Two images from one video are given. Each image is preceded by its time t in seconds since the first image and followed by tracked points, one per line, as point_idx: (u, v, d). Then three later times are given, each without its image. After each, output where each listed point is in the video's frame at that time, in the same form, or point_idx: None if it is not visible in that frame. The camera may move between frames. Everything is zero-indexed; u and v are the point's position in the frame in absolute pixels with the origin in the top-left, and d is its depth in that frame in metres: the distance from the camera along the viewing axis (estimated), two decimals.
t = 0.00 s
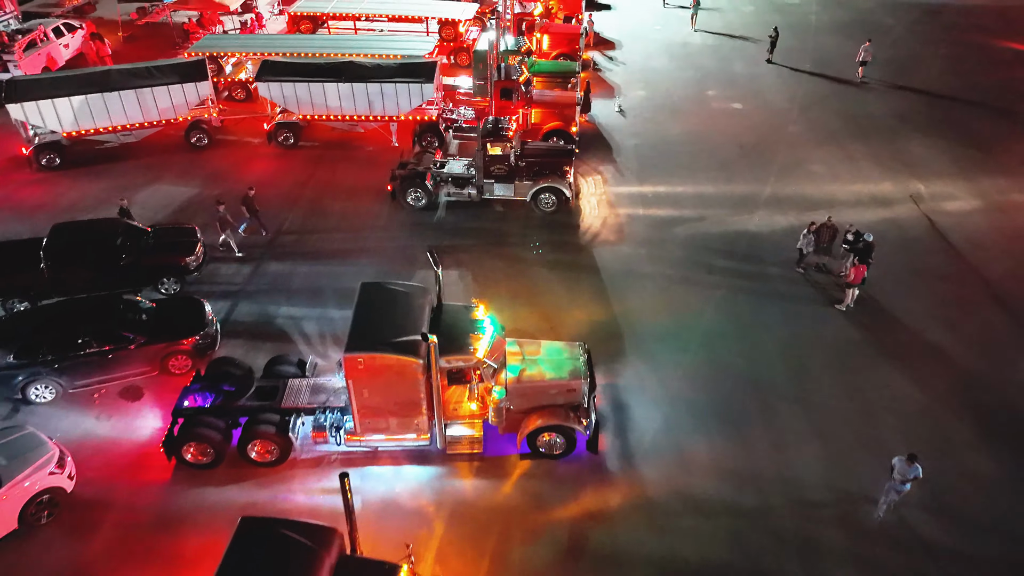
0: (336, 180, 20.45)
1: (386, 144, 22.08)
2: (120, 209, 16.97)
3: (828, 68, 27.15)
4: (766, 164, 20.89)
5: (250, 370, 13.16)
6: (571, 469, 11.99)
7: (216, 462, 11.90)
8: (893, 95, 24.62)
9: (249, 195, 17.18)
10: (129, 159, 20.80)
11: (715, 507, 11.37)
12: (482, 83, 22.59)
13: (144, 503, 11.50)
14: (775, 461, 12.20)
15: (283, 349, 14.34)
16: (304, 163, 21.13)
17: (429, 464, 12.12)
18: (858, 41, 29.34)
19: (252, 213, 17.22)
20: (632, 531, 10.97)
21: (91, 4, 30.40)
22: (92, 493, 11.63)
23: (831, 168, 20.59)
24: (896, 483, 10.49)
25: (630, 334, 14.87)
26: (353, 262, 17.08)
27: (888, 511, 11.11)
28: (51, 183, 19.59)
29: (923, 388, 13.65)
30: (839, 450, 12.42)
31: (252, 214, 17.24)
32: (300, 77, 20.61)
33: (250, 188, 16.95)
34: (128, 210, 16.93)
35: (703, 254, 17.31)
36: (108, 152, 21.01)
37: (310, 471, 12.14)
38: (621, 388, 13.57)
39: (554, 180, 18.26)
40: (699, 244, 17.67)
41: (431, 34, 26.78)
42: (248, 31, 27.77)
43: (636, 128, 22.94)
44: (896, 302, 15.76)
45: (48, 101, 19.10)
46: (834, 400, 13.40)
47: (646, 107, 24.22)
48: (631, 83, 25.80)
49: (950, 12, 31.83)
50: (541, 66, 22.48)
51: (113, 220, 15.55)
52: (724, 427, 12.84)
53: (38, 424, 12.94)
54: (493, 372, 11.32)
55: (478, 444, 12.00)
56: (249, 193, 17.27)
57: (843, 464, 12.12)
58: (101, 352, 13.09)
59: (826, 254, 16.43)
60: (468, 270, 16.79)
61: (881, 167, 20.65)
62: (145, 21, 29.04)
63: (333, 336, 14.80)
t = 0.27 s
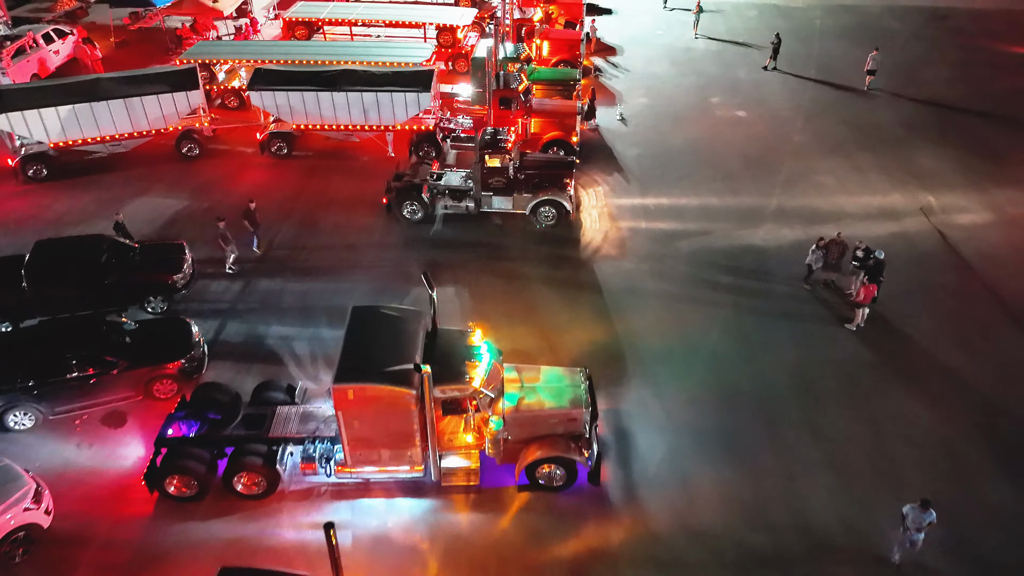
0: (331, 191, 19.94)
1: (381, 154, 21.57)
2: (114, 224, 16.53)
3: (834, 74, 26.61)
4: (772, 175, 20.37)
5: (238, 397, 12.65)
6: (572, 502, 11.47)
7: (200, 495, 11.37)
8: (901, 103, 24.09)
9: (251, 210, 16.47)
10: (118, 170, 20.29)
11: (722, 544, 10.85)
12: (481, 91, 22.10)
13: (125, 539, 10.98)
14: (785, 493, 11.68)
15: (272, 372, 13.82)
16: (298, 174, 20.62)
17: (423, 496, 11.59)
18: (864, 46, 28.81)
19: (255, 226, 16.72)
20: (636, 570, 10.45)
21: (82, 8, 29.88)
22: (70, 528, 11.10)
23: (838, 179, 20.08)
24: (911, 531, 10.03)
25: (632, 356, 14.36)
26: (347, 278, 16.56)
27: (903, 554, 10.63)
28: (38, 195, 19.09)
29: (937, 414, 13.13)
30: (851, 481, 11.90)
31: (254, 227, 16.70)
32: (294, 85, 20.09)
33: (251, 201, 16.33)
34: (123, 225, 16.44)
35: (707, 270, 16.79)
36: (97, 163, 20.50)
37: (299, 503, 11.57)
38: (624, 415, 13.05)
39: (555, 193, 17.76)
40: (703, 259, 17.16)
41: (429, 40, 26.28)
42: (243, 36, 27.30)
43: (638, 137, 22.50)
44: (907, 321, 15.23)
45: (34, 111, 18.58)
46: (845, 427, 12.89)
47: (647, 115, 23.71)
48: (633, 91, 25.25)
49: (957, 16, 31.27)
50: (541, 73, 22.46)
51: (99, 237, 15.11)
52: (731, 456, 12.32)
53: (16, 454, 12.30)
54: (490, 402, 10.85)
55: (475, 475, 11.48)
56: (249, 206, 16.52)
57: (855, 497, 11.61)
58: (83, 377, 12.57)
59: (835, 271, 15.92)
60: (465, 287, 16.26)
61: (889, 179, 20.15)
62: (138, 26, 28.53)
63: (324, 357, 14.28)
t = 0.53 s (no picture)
0: (325, 203, 19.43)
1: (377, 164, 21.05)
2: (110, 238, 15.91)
3: (840, 80, 26.06)
4: (778, 187, 19.84)
5: (224, 425, 12.14)
6: (573, 538, 10.94)
7: (183, 531, 10.82)
8: (908, 111, 23.56)
9: (252, 226, 15.71)
10: (107, 181, 19.75)
11: None
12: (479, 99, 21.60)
13: None
14: (796, 527, 11.12)
15: (261, 398, 13.29)
16: (292, 185, 20.10)
17: (416, 531, 11.08)
18: (870, 52, 28.27)
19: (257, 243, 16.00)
20: None
21: (74, 13, 29.38)
22: (46, 567, 10.57)
23: (846, 191, 19.54)
24: None
25: (635, 378, 13.83)
26: (340, 295, 16.02)
27: None
28: (23, 207, 18.56)
29: (953, 441, 12.58)
30: (865, 514, 11.34)
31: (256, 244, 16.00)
32: (287, 94, 19.53)
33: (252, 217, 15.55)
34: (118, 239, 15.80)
35: (713, 287, 16.26)
36: (85, 174, 19.97)
37: (286, 540, 11.04)
38: (627, 442, 12.51)
39: (555, 207, 17.25)
40: (708, 276, 16.62)
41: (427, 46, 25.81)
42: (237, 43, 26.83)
43: (640, 146, 22.03)
44: (920, 341, 14.69)
45: (19, 121, 18.04)
46: (858, 456, 12.33)
47: (650, 124, 23.20)
48: (635, 98, 24.77)
49: (964, 20, 30.71)
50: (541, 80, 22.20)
51: (83, 254, 14.58)
52: (740, 487, 11.76)
53: None
54: (487, 435, 10.30)
55: (471, 510, 10.95)
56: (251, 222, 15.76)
57: (870, 532, 11.05)
58: (62, 405, 12.03)
59: (845, 289, 15.38)
60: (462, 305, 15.71)
61: (898, 190, 19.63)
62: (130, 31, 28.03)
63: (315, 381, 13.75)
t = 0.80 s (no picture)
0: (319, 216, 18.91)
1: (373, 176, 20.54)
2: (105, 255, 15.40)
3: (846, 87, 25.55)
4: (785, 199, 19.32)
5: (210, 457, 11.63)
6: None
7: (165, 572, 10.28)
8: (917, 120, 23.03)
9: (254, 244, 15.11)
10: (96, 194, 19.24)
11: None
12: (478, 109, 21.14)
13: None
14: (809, 566, 10.58)
15: (250, 425, 12.77)
16: (285, 198, 19.60)
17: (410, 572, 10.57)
18: (877, 58, 27.75)
19: (258, 262, 15.38)
20: None
21: (67, 19, 28.91)
22: None
23: (854, 204, 19.03)
24: None
25: (639, 403, 13.30)
26: (333, 313, 15.48)
27: None
28: (9, 222, 18.06)
29: (971, 471, 12.05)
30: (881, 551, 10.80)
31: (258, 262, 15.39)
32: (280, 105, 19.01)
33: (255, 235, 14.93)
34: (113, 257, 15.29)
35: (718, 305, 15.73)
36: (74, 186, 19.46)
37: None
38: (631, 473, 11.98)
39: (555, 222, 16.75)
40: (714, 293, 16.10)
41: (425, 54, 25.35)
42: (231, 49, 26.36)
43: (643, 156, 21.59)
44: (934, 364, 14.16)
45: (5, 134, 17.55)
46: (872, 488, 11.80)
47: (652, 134, 22.77)
48: (637, 106, 24.42)
49: (972, 26, 30.19)
50: (541, 90, 21.78)
51: (66, 274, 14.19)
52: (749, 522, 11.23)
53: None
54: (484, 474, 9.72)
55: (466, 550, 10.44)
56: (253, 240, 15.19)
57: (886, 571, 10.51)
58: (41, 436, 11.82)
59: (856, 308, 14.87)
60: (460, 324, 15.18)
61: (908, 203, 19.10)
62: (122, 37, 27.51)
63: (306, 407, 13.21)
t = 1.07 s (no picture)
0: (313, 231, 18.42)
1: (369, 188, 20.05)
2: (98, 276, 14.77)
3: (853, 95, 25.03)
4: (791, 214, 18.83)
5: (194, 493, 11.16)
6: None
7: None
8: (925, 130, 22.50)
9: (257, 264, 14.60)
10: (83, 208, 18.74)
11: None
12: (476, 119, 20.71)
13: None
14: None
15: (237, 457, 12.27)
16: (278, 212, 19.10)
17: None
18: (884, 64, 27.22)
19: (260, 282, 14.82)
20: None
21: (60, 25, 28.46)
22: None
23: (863, 219, 18.52)
24: None
25: (643, 432, 12.80)
26: (325, 335, 14.97)
27: None
28: None
29: (991, 505, 11.52)
30: None
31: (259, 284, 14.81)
32: (273, 117, 18.47)
33: (258, 255, 14.38)
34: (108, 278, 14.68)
35: (724, 326, 15.23)
36: (61, 200, 18.97)
37: None
38: (634, 509, 11.46)
39: (556, 239, 16.24)
40: (719, 313, 15.59)
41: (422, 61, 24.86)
42: (226, 57, 25.90)
43: (645, 168, 21.11)
44: (949, 390, 13.64)
45: None
46: (887, 524, 11.27)
47: (655, 144, 22.30)
48: (639, 116, 23.97)
49: (980, 32, 29.64)
50: (541, 99, 21.49)
51: (48, 295, 13.84)
52: (758, 562, 10.71)
53: None
54: (482, 517, 9.23)
55: None
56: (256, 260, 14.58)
57: None
58: (19, 471, 11.24)
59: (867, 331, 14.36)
60: (457, 347, 14.66)
61: (918, 217, 18.58)
62: (115, 44, 27.04)
63: (296, 436, 12.71)
